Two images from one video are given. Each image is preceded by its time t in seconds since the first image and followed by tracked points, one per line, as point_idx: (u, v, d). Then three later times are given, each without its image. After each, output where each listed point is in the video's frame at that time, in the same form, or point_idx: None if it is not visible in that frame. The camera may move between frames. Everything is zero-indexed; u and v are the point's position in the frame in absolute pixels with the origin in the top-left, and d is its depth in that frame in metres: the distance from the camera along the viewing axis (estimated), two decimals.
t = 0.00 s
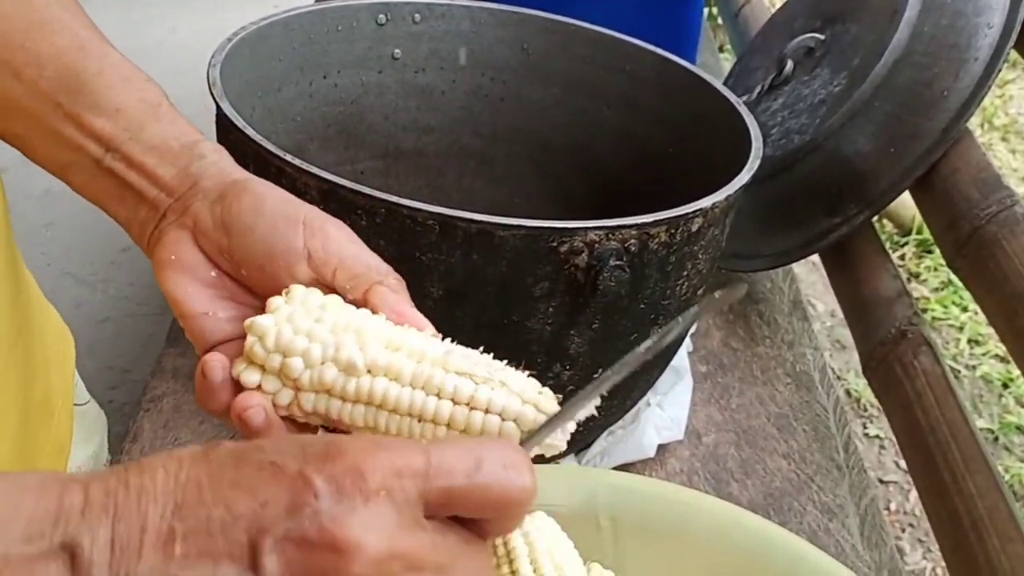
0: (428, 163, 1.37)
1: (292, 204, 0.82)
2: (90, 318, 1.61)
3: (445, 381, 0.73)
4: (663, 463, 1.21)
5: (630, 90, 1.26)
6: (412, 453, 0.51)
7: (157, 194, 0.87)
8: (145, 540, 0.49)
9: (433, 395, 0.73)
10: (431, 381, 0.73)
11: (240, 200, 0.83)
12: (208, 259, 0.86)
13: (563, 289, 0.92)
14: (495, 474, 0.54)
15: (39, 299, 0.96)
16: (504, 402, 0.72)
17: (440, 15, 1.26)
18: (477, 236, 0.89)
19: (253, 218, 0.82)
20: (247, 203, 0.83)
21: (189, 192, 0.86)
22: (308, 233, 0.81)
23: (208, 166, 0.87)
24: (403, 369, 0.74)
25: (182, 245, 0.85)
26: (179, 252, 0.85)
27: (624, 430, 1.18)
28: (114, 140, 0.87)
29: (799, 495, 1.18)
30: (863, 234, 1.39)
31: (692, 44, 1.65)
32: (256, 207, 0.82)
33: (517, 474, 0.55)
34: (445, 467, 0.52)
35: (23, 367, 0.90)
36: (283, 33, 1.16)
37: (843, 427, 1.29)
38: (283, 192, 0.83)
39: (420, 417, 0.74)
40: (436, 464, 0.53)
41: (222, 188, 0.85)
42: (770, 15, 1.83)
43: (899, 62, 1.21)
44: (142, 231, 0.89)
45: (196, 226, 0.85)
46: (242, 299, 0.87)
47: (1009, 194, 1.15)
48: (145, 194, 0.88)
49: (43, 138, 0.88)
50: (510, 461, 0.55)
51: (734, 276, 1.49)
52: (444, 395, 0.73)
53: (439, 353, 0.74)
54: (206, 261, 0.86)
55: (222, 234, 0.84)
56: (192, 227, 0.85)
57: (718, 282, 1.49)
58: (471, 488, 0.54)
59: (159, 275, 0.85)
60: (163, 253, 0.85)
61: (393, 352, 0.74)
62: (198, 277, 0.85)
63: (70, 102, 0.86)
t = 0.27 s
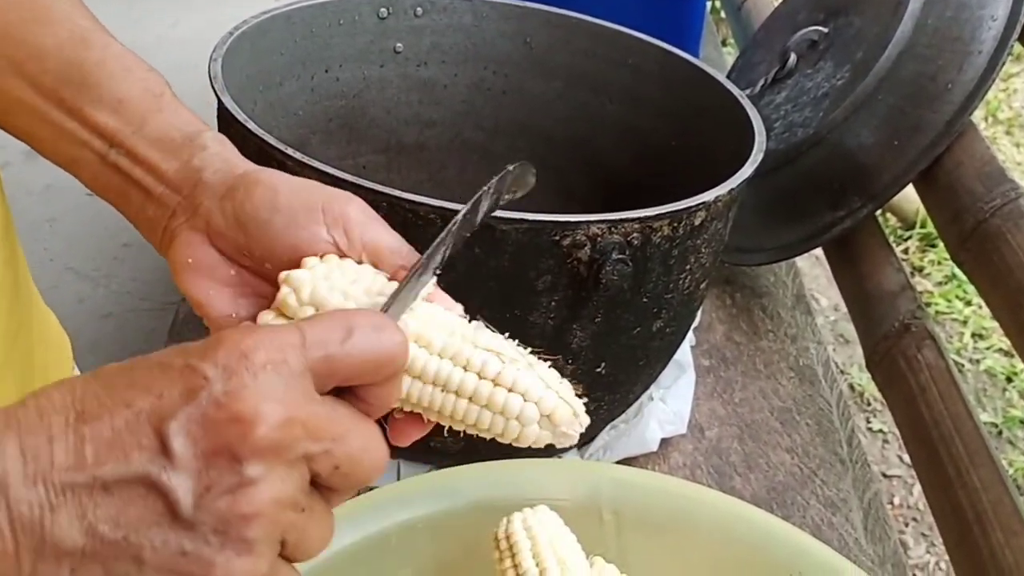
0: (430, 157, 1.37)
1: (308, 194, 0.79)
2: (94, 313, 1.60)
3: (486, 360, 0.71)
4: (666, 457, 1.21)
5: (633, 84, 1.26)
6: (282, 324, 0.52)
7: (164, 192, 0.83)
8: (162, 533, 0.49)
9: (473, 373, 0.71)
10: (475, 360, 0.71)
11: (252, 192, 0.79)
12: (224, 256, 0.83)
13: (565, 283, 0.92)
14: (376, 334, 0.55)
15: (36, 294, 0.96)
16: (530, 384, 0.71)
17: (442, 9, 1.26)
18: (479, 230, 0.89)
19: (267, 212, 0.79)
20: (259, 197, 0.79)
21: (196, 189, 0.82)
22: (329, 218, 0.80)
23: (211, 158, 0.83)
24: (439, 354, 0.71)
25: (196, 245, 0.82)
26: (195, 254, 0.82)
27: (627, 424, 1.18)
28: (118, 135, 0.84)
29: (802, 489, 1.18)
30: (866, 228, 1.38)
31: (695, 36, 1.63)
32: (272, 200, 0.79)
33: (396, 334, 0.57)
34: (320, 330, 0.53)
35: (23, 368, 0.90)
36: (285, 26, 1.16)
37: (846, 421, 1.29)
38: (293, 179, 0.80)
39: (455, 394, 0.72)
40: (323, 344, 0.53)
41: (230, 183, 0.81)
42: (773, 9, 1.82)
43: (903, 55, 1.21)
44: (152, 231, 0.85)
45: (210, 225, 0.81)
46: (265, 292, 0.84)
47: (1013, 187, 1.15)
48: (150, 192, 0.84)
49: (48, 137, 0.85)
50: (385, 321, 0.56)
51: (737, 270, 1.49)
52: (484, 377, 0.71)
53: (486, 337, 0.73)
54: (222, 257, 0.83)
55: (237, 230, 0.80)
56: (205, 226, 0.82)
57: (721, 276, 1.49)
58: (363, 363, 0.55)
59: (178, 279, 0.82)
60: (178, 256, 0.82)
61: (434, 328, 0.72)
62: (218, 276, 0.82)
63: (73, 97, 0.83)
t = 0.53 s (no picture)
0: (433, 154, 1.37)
1: (297, 180, 0.80)
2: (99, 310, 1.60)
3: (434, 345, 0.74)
4: (668, 452, 1.21)
5: (636, 80, 1.26)
6: (423, 409, 0.55)
7: (164, 186, 0.87)
8: (117, 530, 0.50)
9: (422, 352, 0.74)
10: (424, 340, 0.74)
11: (248, 186, 0.83)
12: (215, 248, 0.86)
13: (568, 279, 0.92)
14: (519, 440, 0.57)
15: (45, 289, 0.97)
16: (504, 371, 0.73)
17: (445, 4, 1.26)
18: (482, 226, 0.89)
19: (259, 201, 0.82)
20: (254, 188, 0.82)
21: (195, 183, 0.86)
22: (315, 204, 0.80)
23: (213, 158, 0.87)
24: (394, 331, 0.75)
25: (189, 234, 0.85)
26: (187, 242, 0.85)
27: (630, 420, 1.18)
28: (118, 132, 0.87)
29: (805, 485, 1.18)
30: (870, 223, 1.38)
31: (699, 36, 1.62)
32: (264, 189, 0.82)
33: (532, 439, 0.58)
34: (463, 422, 0.56)
35: (36, 368, 0.90)
36: (288, 23, 1.16)
37: (849, 417, 1.29)
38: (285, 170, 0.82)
39: (425, 373, 0.74)
40: (462, 437, 0.56)
41: (227, 178, 0.84)
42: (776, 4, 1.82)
43: (907, 50, 1.20)
44: (147, 223, 0.88)
45: (206, 215, 0.85)
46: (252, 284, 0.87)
47: (1016, 182, 1.15)
48: (150, 186, 0.87)
49: (50, 132, 0.87)
50: (525, 424, 0.58)
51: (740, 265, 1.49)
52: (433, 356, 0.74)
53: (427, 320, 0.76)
54: (212, 248, 0.86)
55: (231, 221, 0.83)
56: (201, 216, 0.85)
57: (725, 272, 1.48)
58: (496, 460, 0.56)
59: (166, 264, 0.85)
60: (171, 244, 0.85)
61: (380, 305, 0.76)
62: (208, 266, 0.85)
63: (76, 94, 0.86)
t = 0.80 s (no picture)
0: (438, 148, 1.37)
1: (325, 179, 0.79)
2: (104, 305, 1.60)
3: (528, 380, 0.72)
4: (674, 446, 1.21)
5: (642, 73, 1.25)
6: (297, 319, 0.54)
7: (177, 174, 0.83)
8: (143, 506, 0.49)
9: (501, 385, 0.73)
10: (510, 374, 0.72)
11: (266, 175, 0.79)
12: (235, 239, 0.81)
13: (574, 271, 0.92)
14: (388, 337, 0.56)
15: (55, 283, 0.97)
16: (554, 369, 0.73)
17: None
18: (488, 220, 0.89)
19: (280, 192, 0.78)
20: (273, 178, 0.79)
21: (211, 171, 0.82)
22: (345, 204, 0.79)
23: (227, 145, 0.83)
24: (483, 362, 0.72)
25: (207, 226, 0.81)
26: (205, 234, 0.80)
27: (635, 414, 1.18)
28: (132, 121, 0.83)
29: (811, 478, 1.18)
30: (876, 217, 1.38)
31: (702, 31, 1.63)
32: (287, 180, 0.79)
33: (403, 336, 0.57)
34: (332, 326, 0.54)
35: (41, 353, 0.90)
36: (293, 16, 1.15)
37: (855, 411, 1.29)
38: (309, 167, 0.80)
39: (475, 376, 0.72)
40: (333, 340, 0.54)
41: (246, 167, 0.81)
42: None
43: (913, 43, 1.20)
44: (162, 215, 0.84)
45: (223, 207, 0.81)
46: (272, 277, 0.82)
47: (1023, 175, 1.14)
48: (164, 176, 0.83)
49: (61, 122, 0.85)
50: (394, 322, 0.57)
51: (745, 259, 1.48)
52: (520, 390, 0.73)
53: (510, 342, 0.73)
54: (232, 241, 0.81)
55: (250, 212, 0.79)
56: (218, 208, 0.81)
57: (730, 266, 1.48)
58: (371, 360, 0.55)
59: (183, 257, 0.80)
60: (188, 236, 0.81)
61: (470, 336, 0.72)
62: (227, 258, 0.80)
63: (89, 82, 0.83)
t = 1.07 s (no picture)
0: (441, 146, 1.37)
1: (303, 189, 0.78)
2: (107, 304, 1.60)
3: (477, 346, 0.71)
4: (677, 444, 1.21)
5: (644, 72, 1.25)
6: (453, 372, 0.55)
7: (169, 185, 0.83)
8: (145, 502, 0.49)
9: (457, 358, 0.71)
10: (460, 342, 0.71)
11: (250, 190, 0.79)
12: (222, 250, 0.81)
13: (577, 269, 0.92)
14: (540, 398, 0.57)
15: (60, 284, 0.97)
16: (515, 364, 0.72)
17: None
18: (491, 218, 0.89)
19: (264, 205, 0.78)
20: (256, 193, 0.78)
21: (199, 184, 0.81)
22: (323, 216, 0.77)
23: (219, 156, 0.82)
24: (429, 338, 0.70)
25: (195, 238, 0.81)
26: (193, 245, 0.80)
27: (638, 412, 1.18)
28: (129, 129, 0.84)
29: (814, 476, 1.18)
30: (879, 215, 1.38)
31: (705, 28, 1.62)
32: (268, 195, 0.78)
33: (556, 400, 0.58)
34: (491, 386, 0.55)
35: (43, 341, 0.89)
36: (296, 14, 1.15)
37: (858, 409, 1.29)
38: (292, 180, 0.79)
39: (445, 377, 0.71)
40: (490, 398, 0.55)
41: (232, 179, 0.80)
42: None
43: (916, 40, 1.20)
44: (156, 222, 0.84)
45: (210, 220, 0.80)
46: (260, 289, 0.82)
47: None
48: (158, 186, 0.83)
49: (57, 123, 0.86)
50: (549, 386, 0.58)
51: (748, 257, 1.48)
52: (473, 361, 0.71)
53: (445, 311, 0.72)
54: (221, 252, 0.81)
55: (237, 226, 0.79)
56: (205, 220, 0.81)
57: (733, 264, 1.48)
58: (522, 420, 0.56)
59: (175, 269, 0.81)
60: (177, 248, 0.81)
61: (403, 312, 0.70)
62: (214, 271, 0.80)
63: (86, 89, 0.84)
